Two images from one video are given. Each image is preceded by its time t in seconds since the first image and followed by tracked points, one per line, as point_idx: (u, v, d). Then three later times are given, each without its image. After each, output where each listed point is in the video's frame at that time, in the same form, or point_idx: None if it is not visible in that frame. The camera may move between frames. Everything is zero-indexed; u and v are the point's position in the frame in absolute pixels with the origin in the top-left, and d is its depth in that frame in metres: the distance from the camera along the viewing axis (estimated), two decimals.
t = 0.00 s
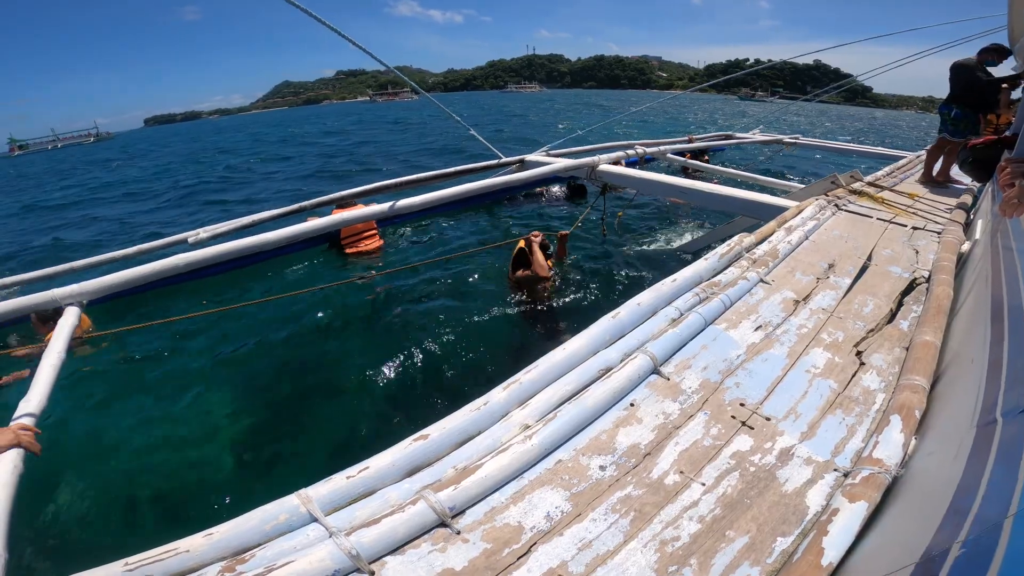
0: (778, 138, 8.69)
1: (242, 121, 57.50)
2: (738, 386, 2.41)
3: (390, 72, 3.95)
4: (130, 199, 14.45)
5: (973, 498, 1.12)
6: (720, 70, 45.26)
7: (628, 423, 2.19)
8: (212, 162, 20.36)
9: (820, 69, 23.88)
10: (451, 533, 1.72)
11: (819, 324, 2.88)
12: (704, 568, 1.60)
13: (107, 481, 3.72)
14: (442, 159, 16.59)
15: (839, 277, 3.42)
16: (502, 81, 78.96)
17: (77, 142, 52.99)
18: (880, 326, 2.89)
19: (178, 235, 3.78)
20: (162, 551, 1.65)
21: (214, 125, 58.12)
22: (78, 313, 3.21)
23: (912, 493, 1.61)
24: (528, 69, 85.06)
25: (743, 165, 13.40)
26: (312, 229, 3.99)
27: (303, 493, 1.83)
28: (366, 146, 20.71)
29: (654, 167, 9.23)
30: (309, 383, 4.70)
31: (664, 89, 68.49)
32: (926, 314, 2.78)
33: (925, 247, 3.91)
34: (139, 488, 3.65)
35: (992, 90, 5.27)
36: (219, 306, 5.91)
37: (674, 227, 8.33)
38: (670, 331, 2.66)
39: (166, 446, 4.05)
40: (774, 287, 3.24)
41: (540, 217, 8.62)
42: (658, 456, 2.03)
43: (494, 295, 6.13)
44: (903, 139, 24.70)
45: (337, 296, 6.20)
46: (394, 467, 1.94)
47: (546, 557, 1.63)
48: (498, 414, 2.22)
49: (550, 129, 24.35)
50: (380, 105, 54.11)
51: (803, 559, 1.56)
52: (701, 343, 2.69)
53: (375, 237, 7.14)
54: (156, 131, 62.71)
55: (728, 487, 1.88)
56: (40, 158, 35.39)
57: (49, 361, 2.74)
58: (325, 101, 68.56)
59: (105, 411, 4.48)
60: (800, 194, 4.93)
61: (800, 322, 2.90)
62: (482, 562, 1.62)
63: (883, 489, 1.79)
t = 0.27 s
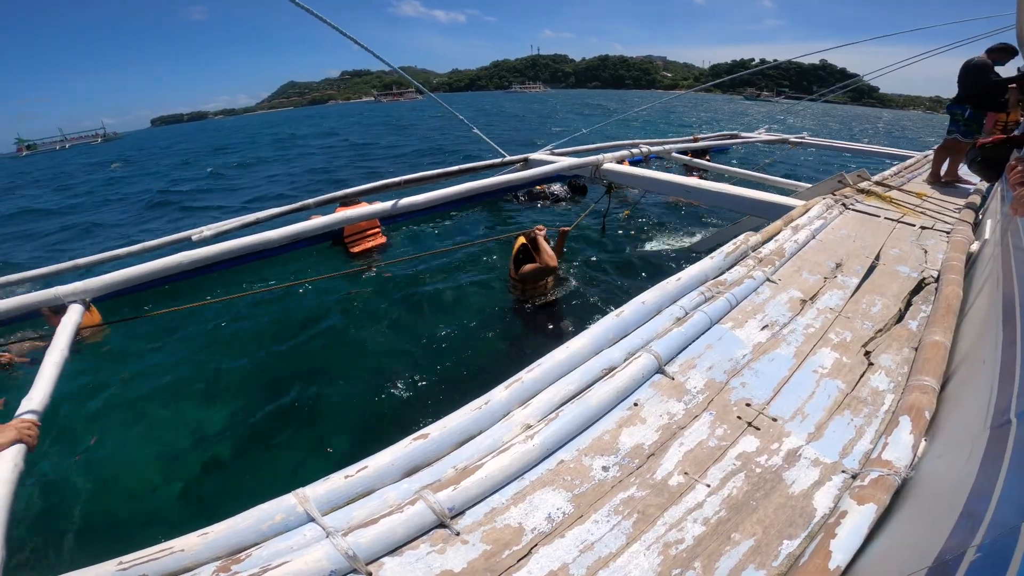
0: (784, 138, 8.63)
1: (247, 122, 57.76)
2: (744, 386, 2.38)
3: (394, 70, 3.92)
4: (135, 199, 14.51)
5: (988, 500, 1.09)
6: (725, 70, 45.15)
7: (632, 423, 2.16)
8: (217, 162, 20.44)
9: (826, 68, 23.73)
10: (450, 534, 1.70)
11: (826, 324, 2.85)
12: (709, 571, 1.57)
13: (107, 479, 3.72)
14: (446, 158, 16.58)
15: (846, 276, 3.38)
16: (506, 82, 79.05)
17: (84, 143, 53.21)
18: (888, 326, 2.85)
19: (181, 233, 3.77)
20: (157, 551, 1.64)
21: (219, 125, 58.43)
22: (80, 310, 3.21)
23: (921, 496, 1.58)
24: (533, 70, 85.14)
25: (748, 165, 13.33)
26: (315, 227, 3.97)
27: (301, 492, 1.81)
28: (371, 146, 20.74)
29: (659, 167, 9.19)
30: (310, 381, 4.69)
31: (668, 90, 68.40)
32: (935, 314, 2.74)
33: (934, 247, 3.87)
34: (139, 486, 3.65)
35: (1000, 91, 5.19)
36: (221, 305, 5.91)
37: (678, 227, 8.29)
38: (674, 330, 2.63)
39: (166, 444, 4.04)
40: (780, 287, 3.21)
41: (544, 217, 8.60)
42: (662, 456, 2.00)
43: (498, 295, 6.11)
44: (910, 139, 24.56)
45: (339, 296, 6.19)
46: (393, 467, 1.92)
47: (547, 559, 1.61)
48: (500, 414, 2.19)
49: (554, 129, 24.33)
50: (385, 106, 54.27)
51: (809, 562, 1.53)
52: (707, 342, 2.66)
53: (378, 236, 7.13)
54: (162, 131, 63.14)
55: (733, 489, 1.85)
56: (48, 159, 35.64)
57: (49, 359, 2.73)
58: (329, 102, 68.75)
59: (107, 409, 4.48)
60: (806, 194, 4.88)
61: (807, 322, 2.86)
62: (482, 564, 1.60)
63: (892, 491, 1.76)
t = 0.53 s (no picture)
0: (793, 140, 8.58)
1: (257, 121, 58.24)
2: (750, 388, 2.37)
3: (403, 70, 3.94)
4: (146, 197, 14.67)
5: (992, 503, 1.08)
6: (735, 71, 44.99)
7: (637, 423, 2.16)
8: (226, 161, 20.60)
9: (837, 70, 23.58)
10: (453, 532, 1.71)
11: (833, 327, 2.83)
12: (712, 573, 1.57)
13: (114, 474, 3.76)
14: (454, 159, 16.60)
15: (854, 279, 3.36)
16: (514, 83, 79.13)
17: (97, 141, 53.80)
18: (896, 329, 2.83)
19: (190, 230, 3.81)
20: (161, 545, 1.65)
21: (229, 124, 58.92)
22: (90, 305, 3.24)
23: (926, 499, 1.57)
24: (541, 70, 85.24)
25: (757, 167, 13.25)
26: (323, 225, 4.00)
27: (304, 488, 1.82)
28: (379, 145, 20.83)
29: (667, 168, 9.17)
30: (315, 379, 4.72)
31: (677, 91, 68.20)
32: (944, 318, 2.72)
33: (943, 251, 3.84)
34: (145, 481, 3.68)
35: (1011, 94, 5.15)
36: (228, 302, 5.96)
37: (685, 229, 8.26)
38: (680, 331, 2.62)
39: (173, 440, 4.08)
40: (787, 289, 3.19)
41: (550, 217, 8.60)
42: (666, 457, 1.99)
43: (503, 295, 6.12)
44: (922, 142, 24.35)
45: (346, 294, 6.23)
46: (397, 464, 1.93)
47: (549, 558, 1.61)
48: (504, 412, 2.20)
49: (561, 130, 24.32)
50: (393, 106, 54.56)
51: (812, 565, 1.52)
52: (713, 344, 2.65)
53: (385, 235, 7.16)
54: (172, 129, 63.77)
55: (737, 491, 1.85)
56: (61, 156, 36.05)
57: (59, 353, 2.76)
58: (338, 101, 69.12)
59: (115, 405, 4.53)
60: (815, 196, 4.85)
61: (814, 325, 2.85)
62: (484, 562, 1.60)
63: (897, 495, 1.74)
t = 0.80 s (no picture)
0: (795, 140, 8.58)
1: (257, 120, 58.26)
2: (752, 388, 2.36)
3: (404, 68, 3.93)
4: (147, 196, 14.67)
5: (996, 505, 1.08)
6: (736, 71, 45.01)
7: (638, 423, 2.15)
8: (227, 160, 20.60)
9: (838, 70, 23.57)
10: (453, 532, 1.70)
11: (835, 327, 2.83)
12: (714, 573, 1.56)
13: (113, 473, 3.75)
14: (454, 158, 16.59)
15: (856, 280, 3.36)
16: (515, 82, 79.13)
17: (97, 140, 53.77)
18: (898, 330, 2.83)
19: (190, 228, 3.80)
20: (158, 544, 1.65)
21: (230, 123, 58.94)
22: (89, 303, 3.23)
23: (929, 500, 1.56)
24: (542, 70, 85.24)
25: (758, 168, 13.24)
26: (323, 223, 3.99)
27: (304, 487, 1.81)
28: (380, 145, 20.82)
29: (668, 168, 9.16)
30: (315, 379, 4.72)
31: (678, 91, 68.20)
32: (945, 318, 2.71)
33: (945, 252, 3.83)
34: (144, 481, 3.68)
35: (1011, 95, 5.16)
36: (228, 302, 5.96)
37: (686, 229, 8.26)
38: (682, 330, 2.62)
39: (172, 439, 4.08)
40: (789, 289, 3.19)
41: (551, 217, 8.59)
42: (668, 457, 1.99)
43: (503, 295, 6.11)
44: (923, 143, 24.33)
45: (346, 293, 6.23)
46: (397, 462, 1.93)
47: (550, 558, 1.60)
48: (505, 411, 2.19)
49: (562, 129, 24.31)
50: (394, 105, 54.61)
51: (815, 565, 1.52)
52: (714, 343, 2.65)
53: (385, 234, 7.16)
54: (173, 128, 63.78)
55: (739, 491, 1.84)
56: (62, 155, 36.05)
57: (57, 351, 2.75)
58: (339, 101, 69.14)
59: (114, 403, 4.53)
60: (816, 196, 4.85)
61: (816, 324, 2.84)
62: (485, 562, 1.60)
63: (900, 495, 1.74)
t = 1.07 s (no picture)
0: (792, 140, 8.59)
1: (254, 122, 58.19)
2: (750, 387, 2.36)
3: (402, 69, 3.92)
4: (143, 197, 14.61)
5: (998, 504, 1.07)
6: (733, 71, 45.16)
7: (637, 422, 2.15)
8: (224, 161, 20.55)
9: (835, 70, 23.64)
10: (451, 533, 1.69)
11: (833, 325, 2.83)
12: (713, 573, 1.56)
13: (108, 476, 3.73)
14: (452, 158, 16.56)
15: (853, 278, 3.36)
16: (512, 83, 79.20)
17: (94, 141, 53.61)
18: (895, 328, 2.83)
19: (187, 230, 3.77)
20: (152, 547, 1.63)
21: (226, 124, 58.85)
22: (84, 305, 3.21)
23: (928, 498, 1.56)
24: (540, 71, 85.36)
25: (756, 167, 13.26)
26: (320, 224, 3.97)
27: (300, 488, 1.79)
28: (377, 145, 20.79)
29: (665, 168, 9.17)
30: (312, 380, 4.71)
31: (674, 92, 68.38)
32: (943, 317, 2.71)
33: (942, 251, 3.84)
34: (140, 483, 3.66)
35: (1006, 93, 5.14)
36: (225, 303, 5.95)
37: (683, 228, 8.26)
38: (680, 329, 2.61)
39: (167, 441, 4.05)
40: (787, 288, 3.19)
41: (549, 217, 8.59)
42: (667, 456, 1.98)
43: (501, 295, 6.10)
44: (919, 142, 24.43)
45: (343, 295, 6.22)
46: (394, 463, 1.92)
47: (549, 559, 1.59)
48: (503, 411, 2.18)
49: (560, 130, 24.32)
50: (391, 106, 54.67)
51: (815, 564, 1.51)
52: (712, 342, 2.64)
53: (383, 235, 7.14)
54: (169, 130, 63.64)
55: (738, 491, 1.84)
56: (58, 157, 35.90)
57: (52, 353, 2.72)
58: (336, 102, 69.10)
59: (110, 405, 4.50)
60: (814, 195, 4.85)
61: (814, 323, 2.84)
62: (483, 563, 1.59)
63: (900, 494, 1.74)
